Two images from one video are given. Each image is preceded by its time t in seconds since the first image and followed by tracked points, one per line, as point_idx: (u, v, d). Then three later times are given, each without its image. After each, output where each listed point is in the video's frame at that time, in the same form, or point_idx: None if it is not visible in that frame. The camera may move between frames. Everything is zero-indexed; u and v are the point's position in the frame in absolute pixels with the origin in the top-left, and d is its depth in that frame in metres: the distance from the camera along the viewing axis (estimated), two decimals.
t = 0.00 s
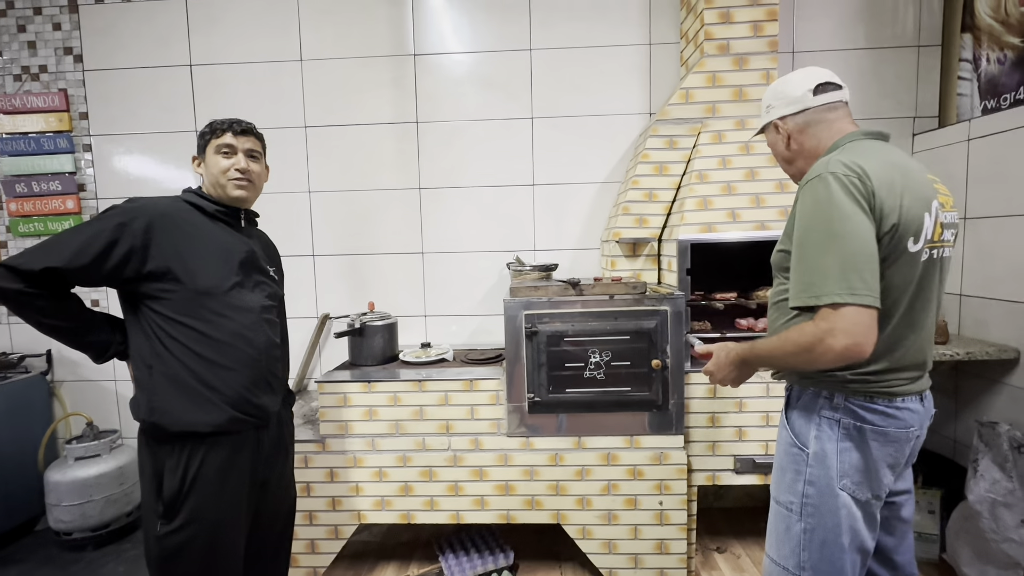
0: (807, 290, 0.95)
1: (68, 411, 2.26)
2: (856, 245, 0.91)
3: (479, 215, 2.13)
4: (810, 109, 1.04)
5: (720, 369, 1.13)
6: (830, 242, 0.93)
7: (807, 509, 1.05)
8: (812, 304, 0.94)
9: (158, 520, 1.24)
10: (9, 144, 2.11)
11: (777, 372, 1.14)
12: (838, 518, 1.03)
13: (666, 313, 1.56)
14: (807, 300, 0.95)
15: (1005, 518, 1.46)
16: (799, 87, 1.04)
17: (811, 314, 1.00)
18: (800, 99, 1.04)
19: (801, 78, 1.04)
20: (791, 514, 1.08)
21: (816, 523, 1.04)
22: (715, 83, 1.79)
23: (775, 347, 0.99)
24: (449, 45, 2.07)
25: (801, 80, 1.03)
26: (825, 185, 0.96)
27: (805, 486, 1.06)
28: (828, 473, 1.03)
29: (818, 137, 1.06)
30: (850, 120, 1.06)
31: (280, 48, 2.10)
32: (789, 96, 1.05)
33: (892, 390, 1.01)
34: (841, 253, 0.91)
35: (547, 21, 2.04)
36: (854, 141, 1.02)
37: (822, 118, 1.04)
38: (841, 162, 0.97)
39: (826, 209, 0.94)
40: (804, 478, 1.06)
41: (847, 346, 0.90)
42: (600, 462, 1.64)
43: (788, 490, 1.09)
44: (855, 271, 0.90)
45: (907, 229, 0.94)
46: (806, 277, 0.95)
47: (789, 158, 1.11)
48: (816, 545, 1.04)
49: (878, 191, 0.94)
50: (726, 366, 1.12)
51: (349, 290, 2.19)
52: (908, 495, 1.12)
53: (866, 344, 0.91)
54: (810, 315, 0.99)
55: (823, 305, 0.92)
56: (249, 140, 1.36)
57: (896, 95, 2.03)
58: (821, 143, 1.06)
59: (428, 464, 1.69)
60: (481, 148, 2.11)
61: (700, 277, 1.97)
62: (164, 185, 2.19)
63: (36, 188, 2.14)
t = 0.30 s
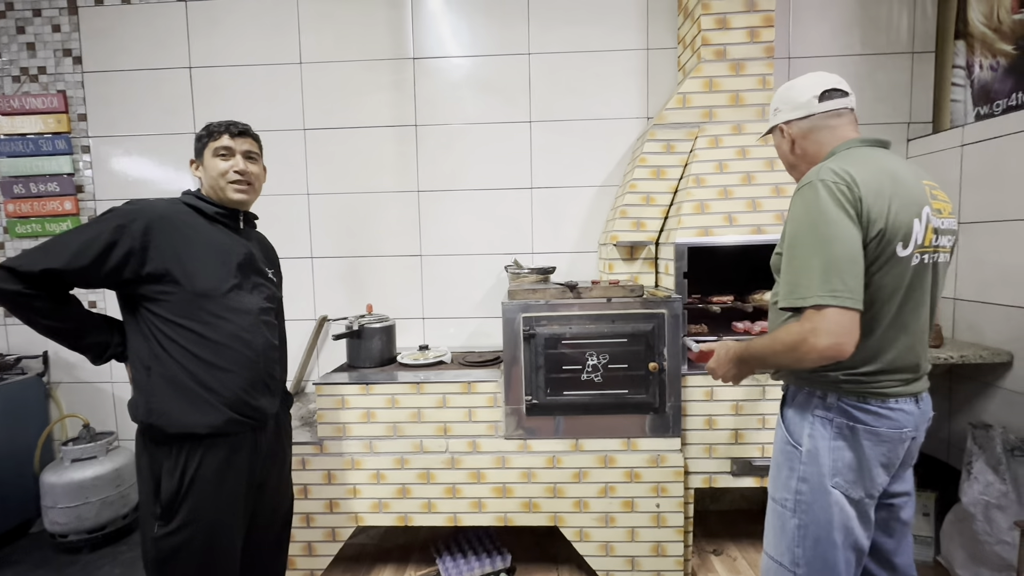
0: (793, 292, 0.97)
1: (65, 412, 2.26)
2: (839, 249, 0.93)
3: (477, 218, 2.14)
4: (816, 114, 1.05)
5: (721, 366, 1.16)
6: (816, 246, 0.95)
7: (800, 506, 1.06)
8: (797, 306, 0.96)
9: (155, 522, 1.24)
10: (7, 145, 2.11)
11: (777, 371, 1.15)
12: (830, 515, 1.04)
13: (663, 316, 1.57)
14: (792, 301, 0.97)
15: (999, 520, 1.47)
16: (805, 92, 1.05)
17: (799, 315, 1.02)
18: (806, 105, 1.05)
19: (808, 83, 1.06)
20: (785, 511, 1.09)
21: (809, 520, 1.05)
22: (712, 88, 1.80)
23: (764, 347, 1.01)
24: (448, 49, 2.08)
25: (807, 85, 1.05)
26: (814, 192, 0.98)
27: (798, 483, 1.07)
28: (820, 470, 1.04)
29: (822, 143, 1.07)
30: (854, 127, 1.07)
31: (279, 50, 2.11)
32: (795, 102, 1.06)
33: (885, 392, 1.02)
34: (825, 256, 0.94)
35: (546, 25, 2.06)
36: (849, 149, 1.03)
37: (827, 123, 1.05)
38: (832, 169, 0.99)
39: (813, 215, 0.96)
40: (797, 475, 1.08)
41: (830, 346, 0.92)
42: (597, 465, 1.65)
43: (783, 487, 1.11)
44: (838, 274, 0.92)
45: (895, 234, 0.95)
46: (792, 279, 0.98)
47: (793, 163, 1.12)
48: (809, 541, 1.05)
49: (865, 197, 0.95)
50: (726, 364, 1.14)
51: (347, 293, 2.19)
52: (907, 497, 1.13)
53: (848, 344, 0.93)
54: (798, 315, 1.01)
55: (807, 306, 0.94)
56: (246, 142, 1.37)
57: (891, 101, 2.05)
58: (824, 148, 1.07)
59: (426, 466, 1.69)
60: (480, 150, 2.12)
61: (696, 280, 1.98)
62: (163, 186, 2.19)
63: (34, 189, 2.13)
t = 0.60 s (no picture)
0: (791, 292, 0.98)
1: (61, 413, 2.25)
2: (837, 251, 0.94)
3: (475, 220, 2.15)
4: (818, 120, 1.06)
5: (720, 363, 1.16)
6: (814, 248, 0.96)
7: (796, 503, 1.07)
8: (795, 306, 0.97)
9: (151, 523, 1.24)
10: (6, 146, 2.11)
11: (775, 370, 1.15)
12: (825, 512, 1.04)
13: (660, 319, 1.58)
14: (789, 302, 0.98)
15: (992, 522, 1.48)
16: (809, 97, 1.06)
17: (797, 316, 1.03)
18: (809, 110, 1.06)
19: (812, 88, 1.06)
20: (781, 508, 1.10)
21: (804, 517, 1.06)
22: (708, 92, 1.81)
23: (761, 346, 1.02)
24: (447, 52, 2.09)
25: (811, 91, 1.05)
26: (814, 195, 0.99)
27: (794, 480, 1.08)
28: (816, 468, 1.05)
29: (823, 148, 1.08)
30: (855, 132, 1.09)
31: (279, 52, 2.12)
32: (799, 107, 1.07)
33: (881, 392, 1.03)
34: (823, 258, 0.94)
35: (543, 28, 2.07)
36: (850, 155, 1.04)
37: (828, 130, 1.07)
38: (832, 174, 1.00)
39: (812, 218, 0.97)
40: (793, 473, 1.08)
41: (824, 346, 0.93)
42: (594, 466, 1.66)
43: (779, 484, 1.11)
44: (835, 276, 0.93)
45: (893, 238, 0.96)
46: (790, 280, 0.99)
47: (795, 167, 1.14)
48: (804, 537, 1.06)
49: (864, 201, 0.97)
50: (725, 361, 1.14)
51: (345, 294, 2.20)
52: (905, 497, 1.14)
53: (843, 346, 0.94)
54: (795, 316, 1.02)
55: (804, 307, 0.96)
56: (244, 143, 1.37)
57: (886, 105, 2.07)
58: (825, 154, 1.08)
59: (423, 468, 1.69)
60: (478, 152, 2.13)
61: (693, 283, 1.99)
62: (161, 188, 2.19)
63: (32, 190, 2.14)
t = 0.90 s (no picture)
0: (790, 292, 0.99)
1: (61, 415, 2.26)
2: (835, 252, 0.95)
3: (475, 223, 2.16)
4: (819, 127, 1.08)
5: (722, 364, 1.17)
6: (813, 249, 0.97)
7: (796, 503, 1.08)
8: (793, 306, 0.98)
9: (151, 525, 1.25)
10: (8, 148, 2.12)
11: (777, 371, 1.16)
12: (825, 512, 1.05)
13: (659, 321, 1.59)
14: (787, 302, 1.00)
15: (989, 525, 1.48)
16: (810, 105, 1.07)
17: (796, 316, 1.04)
18: (810, 118, 1.07)
19: (813, 96, 1.08)
20: (781, 508, 1.11)
21: (804, 516, 1.07)
22: (707, 97, 1.83)
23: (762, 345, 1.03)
24: (447, 56, 2.11)
25: (813, 98, 1.06)
26: (813, 198, 1.00)
27: (794, 480, 1.09)
28: (816, 468, 1.06)
29: (824, 155, 1.10)
30: (855, 140, 1.10)
31: (280, 56, 2.13)
32: (800, 114, 1.08)
33: (881, 393, 1.04)
34: (821, 259, 0.96)
35: (543, 33, 2.09)
36: (850, 159, 1.06)
37: (829, 136, 1.08)
38: (831, 177, 1.01)
39: (811, 220, 0.99)
40: (794, 473, 1.09)
41: (823, 345, 0.94)
42: (593, 468, 1.66)
43: (780, 484, 1.12)
44: (833, 276, 0.94)
45: (890, 240, 0.97)
46: (789, 281, 1.00)
47: (797, 173, 1.15)
48: (803, 537, 1.07)
49: (863, 204, 0.98)
50: (726, 361, 1.15)
51: (345, 297, 2.20)
52: (905, 499, 1.15)
53: (842, 344, 0.95)
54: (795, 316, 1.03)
55: (803, 306, 0.96)
56: (246, 147, 1.38)
57: (884, 110, 2.08)
58: (826, 160, 1.09)
59: (423, 470, 1.70)
60: (478, 156, 2.14)
61: (692, 286, 2.00)
62: (162, 190, 2.20)
63: (34, 192, 2.14)
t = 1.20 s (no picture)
0: (787, 294, 1.00)
1: (60, 416, 2.26)
2: (832, 255, 0.96)
3: (474, 225, 2.17)
4: (819, 130, 1.09)
5: (721, 364, 1.18)
6: (809, 251, 0.98)
7: (796, 504, 1.09)
8: (791, 307, 0.99)
9: (150, 525, 1.25)
10: (9, 150, 2.13)
11: (776, 372, 1.17)
12: (824, 512, 1.06)
13: (656, 323, 1.60)
14: (784, 303, 1.01)
15: (984, 525, 1.49)
16: (810, 108, 1.08)
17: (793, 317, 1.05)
18: (811, 121, 1.08)
19: (813, 99, 1.09)
20: (781, 509, 1.12)
21: (803, 517, 1.08)
22: (704, 101, 1.84)
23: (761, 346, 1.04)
24: (447, 59, 2.12)
25: (813, 101, 1.08)
26: (810, 202, 1.01)
27: (794, 482, 1.10)
28: (816, 470, 1.07)
29: (823, 158, 1.11)
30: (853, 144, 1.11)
31: (281, 59, 2.14)
32: (801, 117, 1.09)
33: (879, 395, 1.05)
34: (818, 261, 0.97)
35: (542, 38, 2.10)
36: (847, 164, 1.07)
37: (829, 140, 1.09)
38: (828, 181, 1.03)
39: (808, 223, 1.00)
40: (794, 474, 1.10)
41: (819, 346, 0.95)
42: (591, 470, 1.67)
43: (779, 485, 1.13)
44: (829, 278, 0.96)
45: (887, 243, 0.99)
46: (786, 282, 1.01)
47: (795, 175, 1.16)
48: (803, 538, 1.08)
49: (859, 208, 0.99)
50: (725, 362, 1.16)
51: (344, 299, 2.21)
52: (904, 500, 1.16)
53: (838, 346, 0.96)
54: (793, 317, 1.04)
55: (800, 307, 0.98)
56: (249, 151, 1.39)
57: (880, 114, 2.10)
58: (825, 163, 1.11)
59: (422, 471, 1.71)
60: (478, 159, 2.15)
61: (690, 288, 2.01)
62: (162, 192, 2.21)
63: (34, 194, 2.15)
